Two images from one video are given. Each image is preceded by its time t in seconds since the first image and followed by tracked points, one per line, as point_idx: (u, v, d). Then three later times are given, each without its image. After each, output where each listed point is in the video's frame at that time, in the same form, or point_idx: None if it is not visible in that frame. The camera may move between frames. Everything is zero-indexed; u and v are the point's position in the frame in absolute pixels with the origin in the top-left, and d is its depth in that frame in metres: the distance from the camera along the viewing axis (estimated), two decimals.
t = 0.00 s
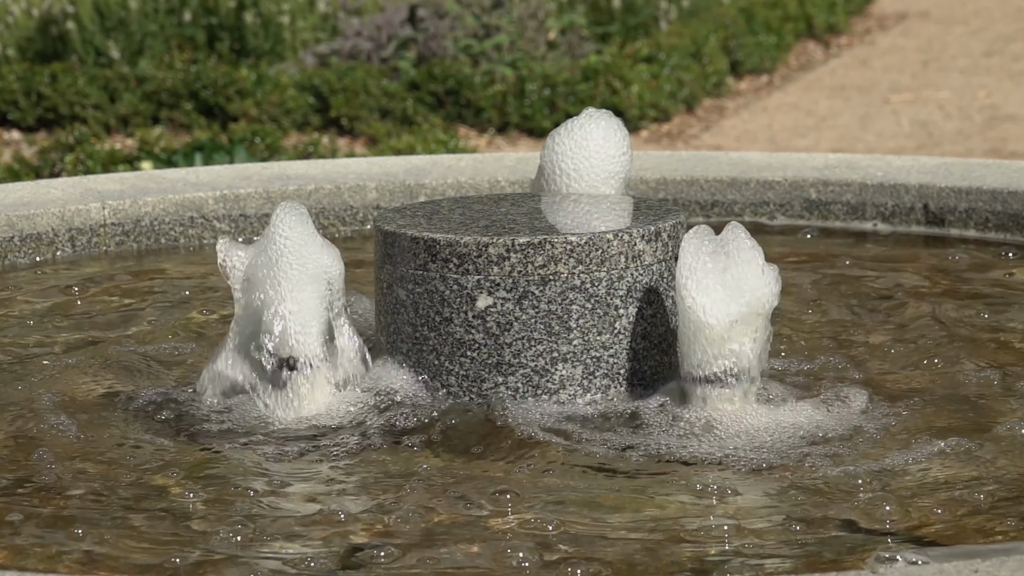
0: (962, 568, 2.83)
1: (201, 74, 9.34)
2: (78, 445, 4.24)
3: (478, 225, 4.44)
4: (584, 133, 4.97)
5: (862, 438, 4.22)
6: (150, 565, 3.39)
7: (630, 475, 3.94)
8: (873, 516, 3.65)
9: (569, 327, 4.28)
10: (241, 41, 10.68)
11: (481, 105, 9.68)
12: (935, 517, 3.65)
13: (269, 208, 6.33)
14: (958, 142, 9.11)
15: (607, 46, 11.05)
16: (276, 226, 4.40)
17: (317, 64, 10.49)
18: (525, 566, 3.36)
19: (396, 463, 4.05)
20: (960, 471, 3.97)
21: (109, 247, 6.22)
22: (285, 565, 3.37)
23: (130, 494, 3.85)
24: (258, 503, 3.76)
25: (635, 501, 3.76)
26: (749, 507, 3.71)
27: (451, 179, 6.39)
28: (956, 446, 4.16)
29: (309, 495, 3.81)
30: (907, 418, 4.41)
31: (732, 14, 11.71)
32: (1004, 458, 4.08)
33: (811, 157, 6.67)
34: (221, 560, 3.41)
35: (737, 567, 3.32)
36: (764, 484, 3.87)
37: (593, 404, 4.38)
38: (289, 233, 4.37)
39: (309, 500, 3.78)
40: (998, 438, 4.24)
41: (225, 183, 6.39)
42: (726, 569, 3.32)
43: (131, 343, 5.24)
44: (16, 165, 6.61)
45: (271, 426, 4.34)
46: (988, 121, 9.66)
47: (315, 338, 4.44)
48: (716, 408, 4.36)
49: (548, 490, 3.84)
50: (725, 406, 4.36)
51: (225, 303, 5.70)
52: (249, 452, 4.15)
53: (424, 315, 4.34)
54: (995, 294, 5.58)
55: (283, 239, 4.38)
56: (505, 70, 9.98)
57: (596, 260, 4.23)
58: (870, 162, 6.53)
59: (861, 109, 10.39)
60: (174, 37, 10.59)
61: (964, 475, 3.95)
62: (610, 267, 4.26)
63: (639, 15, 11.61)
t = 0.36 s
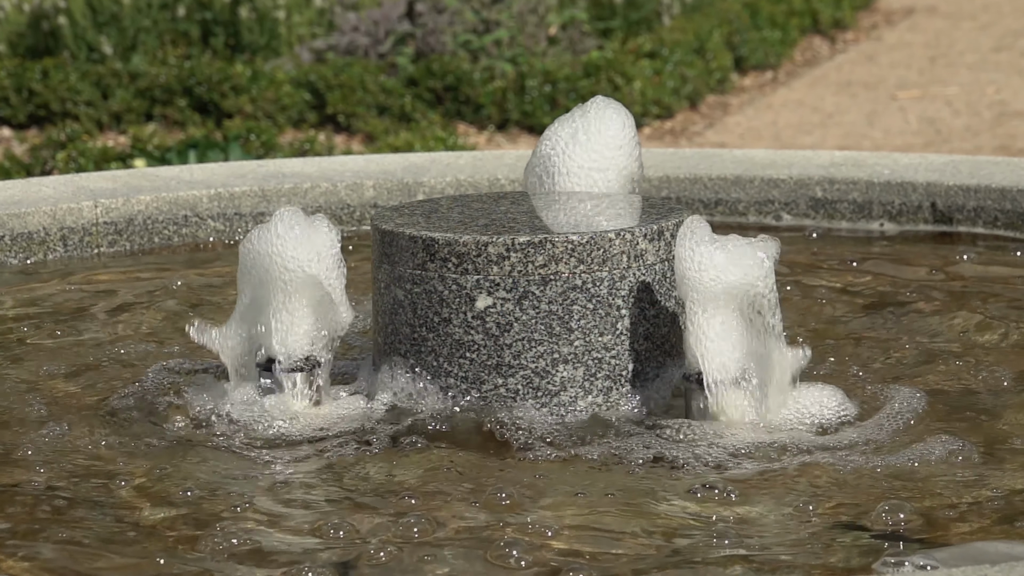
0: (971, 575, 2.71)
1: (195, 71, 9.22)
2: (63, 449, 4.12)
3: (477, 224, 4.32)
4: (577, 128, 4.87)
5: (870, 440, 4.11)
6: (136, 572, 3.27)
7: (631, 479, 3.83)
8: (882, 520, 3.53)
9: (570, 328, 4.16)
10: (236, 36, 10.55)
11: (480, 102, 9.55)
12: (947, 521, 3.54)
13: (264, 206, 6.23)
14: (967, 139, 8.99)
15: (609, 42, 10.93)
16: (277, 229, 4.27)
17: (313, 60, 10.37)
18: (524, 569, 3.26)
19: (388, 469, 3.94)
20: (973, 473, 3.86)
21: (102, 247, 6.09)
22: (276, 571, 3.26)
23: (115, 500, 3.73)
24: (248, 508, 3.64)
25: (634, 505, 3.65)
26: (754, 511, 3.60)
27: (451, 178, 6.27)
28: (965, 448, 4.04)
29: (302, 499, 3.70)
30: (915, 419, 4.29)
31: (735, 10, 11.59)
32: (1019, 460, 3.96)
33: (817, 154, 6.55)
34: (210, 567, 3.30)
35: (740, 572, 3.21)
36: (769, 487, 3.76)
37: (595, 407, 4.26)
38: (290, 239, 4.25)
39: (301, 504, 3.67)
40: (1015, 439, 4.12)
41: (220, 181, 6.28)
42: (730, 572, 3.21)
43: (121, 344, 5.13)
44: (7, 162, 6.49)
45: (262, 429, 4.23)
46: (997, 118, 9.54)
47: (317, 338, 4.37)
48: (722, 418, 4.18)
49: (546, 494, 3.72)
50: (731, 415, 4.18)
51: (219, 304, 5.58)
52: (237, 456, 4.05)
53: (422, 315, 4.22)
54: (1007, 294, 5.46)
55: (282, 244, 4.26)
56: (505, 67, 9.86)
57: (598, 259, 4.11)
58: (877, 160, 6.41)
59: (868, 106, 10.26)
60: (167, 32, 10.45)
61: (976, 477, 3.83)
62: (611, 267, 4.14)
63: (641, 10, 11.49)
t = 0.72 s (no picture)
0: None
1: (189, 66, 9.09)
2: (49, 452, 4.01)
3: (476, 222, 4.21)
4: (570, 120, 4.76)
5: (879, 444, 4.00)
6: None
7: (632, 486, 3.73)
8: (892, 528, 3.42)
9: (571, 329, 4.05)
10: (231, 32, 10.44)
11: (480, 98, 9.43)
12: (960, 528, 3.43)
13: (260, 205, 6.14)
14: (974, 137, 8.87)
15: (611, 37, 10.82)
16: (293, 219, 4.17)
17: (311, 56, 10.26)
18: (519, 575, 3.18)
19: (383, 477, 3.83)
20: (985, 479, 3.73)
21: (94, 246, 5.97)
22: None
23: (100, 506, 3.62)
24: (236, 515, 3.53)
25: (635, 513, 3.54)
26: (759, 519, 3.49)
27: (449, 175, 6.16)
28: (979, 453, 3.93)
29: (294, 502, 3.62)
30: (927, 423, 4.18)
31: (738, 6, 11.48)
32: None
33: (822, 152, 6.43)
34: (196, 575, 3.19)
35: None
36: (774, 494, 3.65)
37: (597, 410, 4.14)
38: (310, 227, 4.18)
39: (292, 507, 3.58)
40: None
41: (214, 179, 6.17)
42: None
43: (112, 346, 5.02)
44: None
45: (254, 431, 4.15)
46: (1005, 115, 9.43)
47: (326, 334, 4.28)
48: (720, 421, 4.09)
49: (545, 503, 3.62)
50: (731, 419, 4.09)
51: (214, 304, 5.47)
52: (227, 460, 3.96)
53: (420, 316, 4.10)
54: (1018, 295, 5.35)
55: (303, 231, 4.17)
56: (505, 63, 9.75)
57: (599, 258, 4.00)
58: (883, 157, 6.30)
59: (874, 102, 10.15)
60: (161, 28, 10.34)
61: (989, 483, 3.70)
62: (613, 266, 4.03)
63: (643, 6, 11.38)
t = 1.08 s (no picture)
0: None
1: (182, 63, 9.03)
2: (35, 458, 3.92)
3: (475, 221, 4.10)
4: (567, 114, 4.66)
5: (887, 447, 3.89)
6: None
7: (633, 494, 3.62)
8: (901, 536, 3.32)
9: (572, 330, 3.94)
10: (226, 27, 10.33)
11: (479, 95, 9.32)
12: (972, 536, 3.32)
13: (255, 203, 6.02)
14: (983, 134, 8.76)
15: (613, 33, 10.70)
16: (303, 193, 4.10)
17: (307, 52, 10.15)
18: None
19: (377, 483, 3.73)
20: (999, 485, 3.62)
21: (86, 245, 5.86)
22: None
23: (84, 516, 3.52)
24: (225, 527, 3.43)
25: (636, 522, 3.43)
26: (763, 527, 3.38)
27: (448, 173, 6.05)
28: (991, 457, 3.82)
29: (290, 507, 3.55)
30: (937, 426, 4.06)
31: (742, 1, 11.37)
32: None
33: (828, 149, 6.32)
34: None
35: None
36: (779, 502, 3.54)
37: (598, 412, 4.03)
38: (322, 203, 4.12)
39: (288, 514, 3.51)
40: None
41: (208, 177, 6.06)
42: None
43: (102, 346, 4.91)
44: None
45: (245, 436, 4.06)
46: (1014, 112, 9.32)
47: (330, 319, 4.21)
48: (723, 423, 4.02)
49: (543, 512, 3.51)
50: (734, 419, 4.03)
51: (208, 304, 5.37)
52: (218, 466, 3.87)
53: (418, 316, 3.99)
54: None
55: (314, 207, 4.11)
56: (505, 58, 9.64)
57: (601, 258, 3.89)
58: (890, 155, 6.19)
59: (881, 99, 10.04)
60: (155, 23, 10.23)
61: (1003, 490, 3.59)
62: (615, 266, 3.92)
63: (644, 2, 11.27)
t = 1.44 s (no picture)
0: None
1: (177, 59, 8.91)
2: (21, 461, 3.81)
3: (474, 220, 4.00)
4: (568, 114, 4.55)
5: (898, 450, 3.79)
6: None
7: (635, 498, 3.52)
8: (909, 542, 3.22)
9: (574, 331, 3.84)
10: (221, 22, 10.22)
11: (478, 91, 9.22)
12: (985, 541, 3.22)
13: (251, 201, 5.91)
14: (991, 131, 8.66)
15: (614, 29, 10.59)
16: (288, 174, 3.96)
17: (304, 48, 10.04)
18: None
19: (371, 486, 3.63)
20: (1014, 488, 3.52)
21: (79, 245, 5.75)
22: None
23: (68, 521, 3.41)
24: (211, 533, 3.33)
25: (637, 528, 3.33)
26: (767, 534, 3.28)
27: (447, 171, 5.94)
28: (1005, 460, 3.71)
29: (285, 511, 3.46)
30: (948, 427, 3.95)
31: None
32: None
33: (833, 147, 6.22)
34: None
35: None
36: (783, 507, 3.44)
37: (600, 415, 3.93)
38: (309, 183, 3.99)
39: (283, 519, 3.41)
40: None
41: (203, 176, 5.95)
42: None
43: (92, 347, 4.80)
44: None
45: (238, 437, 3.96)
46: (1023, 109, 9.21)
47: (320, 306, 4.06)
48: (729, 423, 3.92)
49: (542, 517, 3.41)
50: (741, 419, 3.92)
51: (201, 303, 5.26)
52: (208, 468, 3.76)
53: (416, 317, 3.89)
54: None
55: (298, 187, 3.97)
56: (505, 54, 9.54)
57: (603, 257, 3.79)
58: (897, 152, 6.09)
59: (887, 96, 9.93)
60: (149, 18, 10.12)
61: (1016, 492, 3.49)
62: (617, 265, 3.82)
63: None
